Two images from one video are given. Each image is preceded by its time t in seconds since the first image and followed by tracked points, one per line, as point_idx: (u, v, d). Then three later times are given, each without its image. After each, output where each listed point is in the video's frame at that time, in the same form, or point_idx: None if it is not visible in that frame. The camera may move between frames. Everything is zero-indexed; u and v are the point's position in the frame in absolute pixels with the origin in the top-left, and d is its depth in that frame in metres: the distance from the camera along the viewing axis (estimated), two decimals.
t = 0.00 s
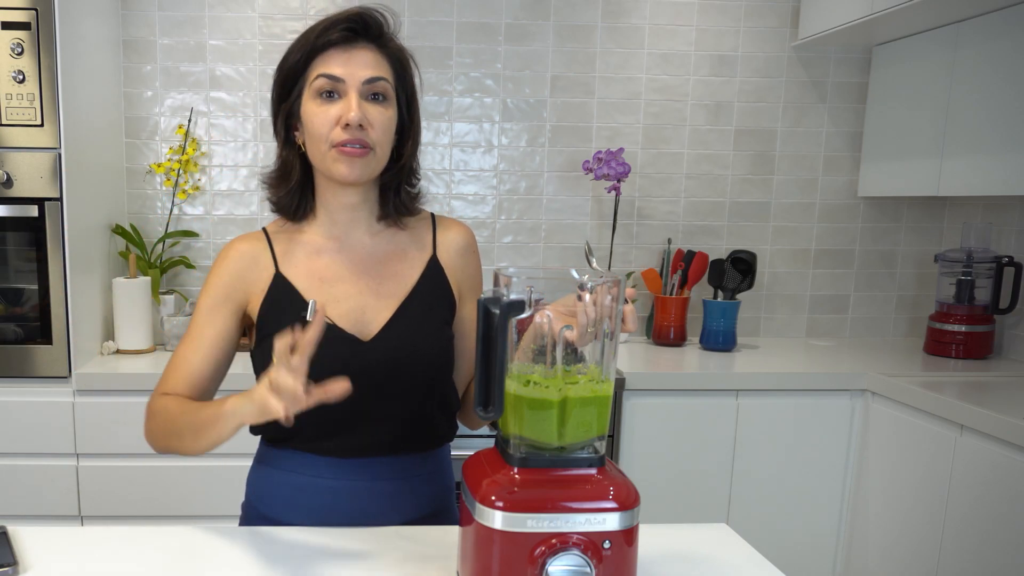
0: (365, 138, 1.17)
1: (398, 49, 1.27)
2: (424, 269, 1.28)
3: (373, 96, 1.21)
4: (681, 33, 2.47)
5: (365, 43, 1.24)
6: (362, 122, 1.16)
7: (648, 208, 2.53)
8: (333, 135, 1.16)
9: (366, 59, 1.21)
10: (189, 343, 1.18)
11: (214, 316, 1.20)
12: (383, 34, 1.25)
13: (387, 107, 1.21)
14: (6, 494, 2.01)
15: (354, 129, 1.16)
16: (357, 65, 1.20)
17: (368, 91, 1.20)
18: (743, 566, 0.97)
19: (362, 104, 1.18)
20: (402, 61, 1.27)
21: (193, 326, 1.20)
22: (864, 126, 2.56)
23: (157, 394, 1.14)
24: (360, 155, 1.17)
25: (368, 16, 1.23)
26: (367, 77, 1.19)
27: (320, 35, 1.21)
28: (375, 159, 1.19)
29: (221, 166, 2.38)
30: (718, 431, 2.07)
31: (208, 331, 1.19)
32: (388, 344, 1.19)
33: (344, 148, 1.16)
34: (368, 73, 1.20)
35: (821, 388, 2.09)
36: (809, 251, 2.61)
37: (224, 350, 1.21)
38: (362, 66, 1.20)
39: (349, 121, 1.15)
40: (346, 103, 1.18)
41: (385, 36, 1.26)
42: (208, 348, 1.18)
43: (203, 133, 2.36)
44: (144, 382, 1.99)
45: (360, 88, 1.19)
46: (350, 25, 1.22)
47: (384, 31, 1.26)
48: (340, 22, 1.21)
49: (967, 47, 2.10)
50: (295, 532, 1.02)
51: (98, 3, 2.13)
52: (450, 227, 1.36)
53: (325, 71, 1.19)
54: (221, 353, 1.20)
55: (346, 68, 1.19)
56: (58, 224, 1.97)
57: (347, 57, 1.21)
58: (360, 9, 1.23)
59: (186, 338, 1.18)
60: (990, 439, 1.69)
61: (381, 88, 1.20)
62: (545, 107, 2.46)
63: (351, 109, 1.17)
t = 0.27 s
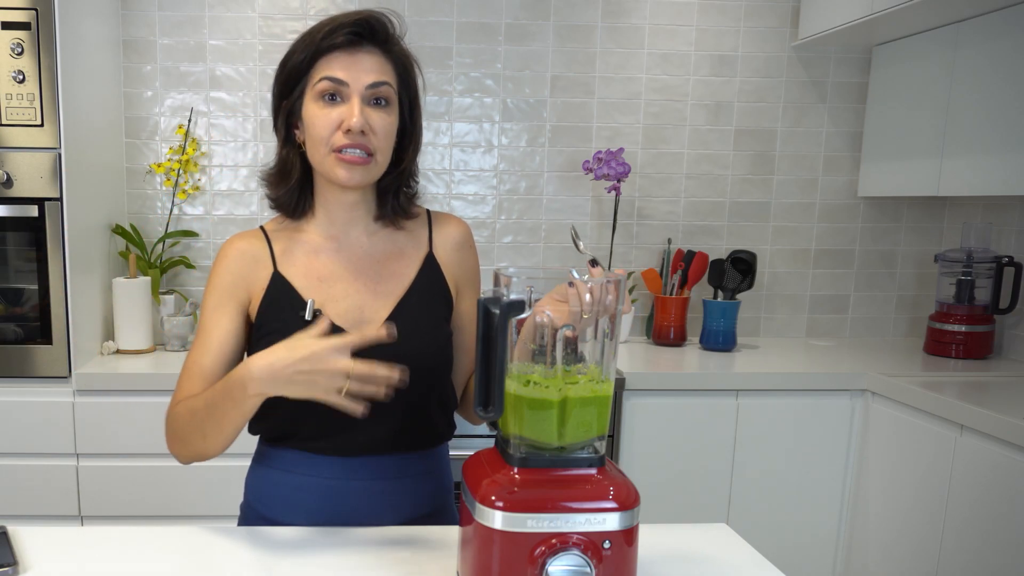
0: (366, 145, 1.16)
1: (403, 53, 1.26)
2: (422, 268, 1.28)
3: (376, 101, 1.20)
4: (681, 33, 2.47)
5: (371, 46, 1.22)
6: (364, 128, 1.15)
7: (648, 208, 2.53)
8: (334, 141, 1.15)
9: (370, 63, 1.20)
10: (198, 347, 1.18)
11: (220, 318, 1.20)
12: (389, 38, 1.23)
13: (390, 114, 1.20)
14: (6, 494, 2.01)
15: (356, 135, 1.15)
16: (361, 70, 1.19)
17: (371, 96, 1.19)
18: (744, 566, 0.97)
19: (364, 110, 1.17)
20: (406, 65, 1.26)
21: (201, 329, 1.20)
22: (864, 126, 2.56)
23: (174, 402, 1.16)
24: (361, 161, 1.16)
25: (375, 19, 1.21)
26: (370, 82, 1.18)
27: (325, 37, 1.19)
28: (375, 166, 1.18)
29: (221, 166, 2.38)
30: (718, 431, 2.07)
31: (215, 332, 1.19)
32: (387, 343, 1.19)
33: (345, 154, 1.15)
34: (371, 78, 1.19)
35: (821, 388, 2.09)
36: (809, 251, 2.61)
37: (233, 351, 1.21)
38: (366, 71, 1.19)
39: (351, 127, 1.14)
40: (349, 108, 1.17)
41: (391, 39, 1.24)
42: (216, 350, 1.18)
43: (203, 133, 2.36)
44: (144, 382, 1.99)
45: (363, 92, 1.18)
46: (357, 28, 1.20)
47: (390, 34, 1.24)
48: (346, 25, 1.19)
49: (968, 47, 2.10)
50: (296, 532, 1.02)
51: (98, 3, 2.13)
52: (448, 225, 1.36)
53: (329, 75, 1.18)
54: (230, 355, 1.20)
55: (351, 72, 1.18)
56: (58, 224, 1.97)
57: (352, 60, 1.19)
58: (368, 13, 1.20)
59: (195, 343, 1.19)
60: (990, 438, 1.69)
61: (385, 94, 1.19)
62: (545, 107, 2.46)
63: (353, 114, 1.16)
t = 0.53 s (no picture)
0: (373, 145, 1.16)
1: (415, 58, 1.26)
2: (420, 268, 1.29)
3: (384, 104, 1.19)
4: (681, 33, 2.47)
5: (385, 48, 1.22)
6: (373, 129, 1.15)
7: (648, 209, 2.53)
8: (341, 138, 1.15)
9: (383, 66, 1.20)
10: (196, 349, 1.18)
11: (217, 320, 1.20)
12: (403, 41, 1.23)
13: (398, 116, 1.20)
14: (6, 494, 2.01)
15: (363, 134, 1.15)
16: (374, 71, 1.18)
17: (382, 99, 1.18)
18: (744, 566, 0.97)
19: (374, 111, 1.17)
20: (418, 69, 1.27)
21: (198, 332, 1.19)
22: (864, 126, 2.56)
23: (172, 405, 1.15)
24: (365, 160, 1.16)
25: (391, 22, 1.20)
26: (382, 85, 1.18)
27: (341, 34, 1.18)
28: (379, 166, 1.18)
29: (221, 166, 2.38)
30: (718, 431, 2.07)
31: (213, 334, 1.19)
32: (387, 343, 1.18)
33: (350, 151, 1.15)
34: (384, 80, 1.18)
35: (821, 388, 2.09)
36: (809, 251, 2.61)
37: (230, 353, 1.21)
38: (378, 72, 1.19)
39: (359, 126, 1.14)
40: (358, 106, 1.16)
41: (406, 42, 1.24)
42: (214, 352, 1.18)
43: (203, 133, 2.36)
44: (144, 382, 1.99)
45: (374, 93, 1.17)
46: (374, 29, 1.20)
47: (405, 37, 1.24)
48: (364, 24, 1.19)
49: (968, 47, 2.10)
50: (295, 532, 1.02)
51: (97, 3, 2.13)
52: (447, 227, 1.37)
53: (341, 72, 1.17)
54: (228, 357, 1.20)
55: (363, 71, 1.18)
56: (58, 224, 1.97)
57: (364, 61, 1.19)
58: (386, 14, 1.20)
59: (191, 345, 1.18)
60: (990, 438, 1.69)
61: (395, 96, 1.19)
62: (545, 107, 2.46)
63: (362, 114, 1.15)
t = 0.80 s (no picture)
0: (372, 143, 1.15)
1: (417, 55, 1.26)
2: (422, 270, 1.29)
3: (385, 101, 1.19)
4: (681, 33, 2.47)
5: (386, 45, 1.22)
6: (371, 126, 1.14)
7: (648, 209, 2.53)
8: (340, 136, 1.15)
9: (384, 61, 1.20)
10: (196, 344, 1.18)
11: (217, 315, 1.20)
12: (404, 38, 1.24)
13: (398, 114, 1.20)
14: (6, 494, 2.01)
15: (362, 132, 1.14)
16: (373, 68, 1.18)
17: (382, 95, 1.18)
18: (743, 566, 0.97)
19: (373, 109, 1.17)
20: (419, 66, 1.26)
21: (198, 327, 1.20)
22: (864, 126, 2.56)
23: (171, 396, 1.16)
24: (365, 158, 1.15)
25: (391, 18, 1.21)
26: (383, 81, 1.18)
27: (341, 32, 1.19)
28: (379, 165, 1.17)
29: (221, 166, 2.38)
30: (718, 431, 2.07)
31: (213, 329, 1.19)
32: (387, 345, 1.18)
33: (349, 150, 1.14)
34: (383, 77, 1.18)
35: (821, 388, 2.09)
36: (809, 251, 2.61)
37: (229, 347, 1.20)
38: (378, 70, 1.18)
39: (358, 124, 1.13)
40: (357, 105, 1.16)
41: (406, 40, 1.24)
42: (214, 346, 1.18)
43: (203, 133, 2.36)
44: (143, 382, 1.99)
45: (374, 89, 1.17)
46: (374, 26, 1.20)
47: (406, 35, 1.24)
48: (363, 21, 1.19)
49: (968, 47, 2.10)
50: (295, 532, 1.02)
51: (97, 3, 2.13)
52: (448, 231, 1.38)
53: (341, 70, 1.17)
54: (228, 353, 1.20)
55: (362, 69, 1.18)
56: (58, 224, 1.97)
57: (364, 57, 1.19)
58: (384, 11, 1.20)
59: (191, 338, 1.19)
60: (990, 438, 1.69)
61: (395, 94, 1.19)
62: (545, 107, 2.46)
63: (361, 112, 1.15)
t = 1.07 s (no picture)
0: (372, 160, 1.15)
1: (420, 63, 1.24)
2: (423, 273, 1.29)
3: (386, 114, 1.18)
4: (681, 34, 2.47)
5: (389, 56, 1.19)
6: (371, 144, 1.13)
7: (648, 209, 2.53)
8: (339, 153, 1.14)
9: (386, 75, 1.17)
10: (200, 353, 1.18)
11: (221, 323, 1.20)
12: (407, 47, 1.20)
13: (399, 128, 1.19)
14: (6, 494, 2.01)
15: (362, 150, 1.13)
16: (375, 82, 1.16)
17: (383, 110, 1.17)
18: (744, 566, 0.97)
19: (374, 124, 1.16)
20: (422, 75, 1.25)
21: (202, 335, 1.19)
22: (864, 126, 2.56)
23: (179, 409, 1.15)
24: (364, 176, 1.15)
25: (393, 29, 1.18)
26: (384, 96, 1.16)
27: (342, 43, 1.16)
28: (378, 180, 1.17)
29: (221, 166, 2.38)
30: (718, 432, 2.07)
31: (218, 338, 1.19)
32: (389, 348, 1.19)
33: (349, 167, 1.14)
34: (384, 91, 1.16)
35: (821, 388, 2.09)
36: (809, 251, 2.61)
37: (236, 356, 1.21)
38: (379, 83, 1.16)
39: (358, 142, 1.13)
40: (357, 120, 1.15)
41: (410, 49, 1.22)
42: (220, 355, 1.18)
43: (203, 133, 2.36)
44: (143, 382, 1.99)
45: (375, 104, 1.16)
46: (377, 38, 1.17)
47: (409, 44, 1.21)
48: (366, 32, 1.16)
49: (967, 47, 2.10)
50: (295, 532, 1.02)
51: (98, 3, 2.13)
52: (449, 231, 1.38)
53: (341, 83, 1.16)
54: (233, 361, 1.20)
55: (363, 83, 1.16)
56: (58, 224, 1.97)
57: (365, 70, 1.16)
58: (388, 22, 1.17)
59: (196, 349, 1.18)
60: (989, 438, 1.69)
61: (396, 108, 1.17)
62: (545, 107, 2.46)
63: (361, 128, 1.14)
